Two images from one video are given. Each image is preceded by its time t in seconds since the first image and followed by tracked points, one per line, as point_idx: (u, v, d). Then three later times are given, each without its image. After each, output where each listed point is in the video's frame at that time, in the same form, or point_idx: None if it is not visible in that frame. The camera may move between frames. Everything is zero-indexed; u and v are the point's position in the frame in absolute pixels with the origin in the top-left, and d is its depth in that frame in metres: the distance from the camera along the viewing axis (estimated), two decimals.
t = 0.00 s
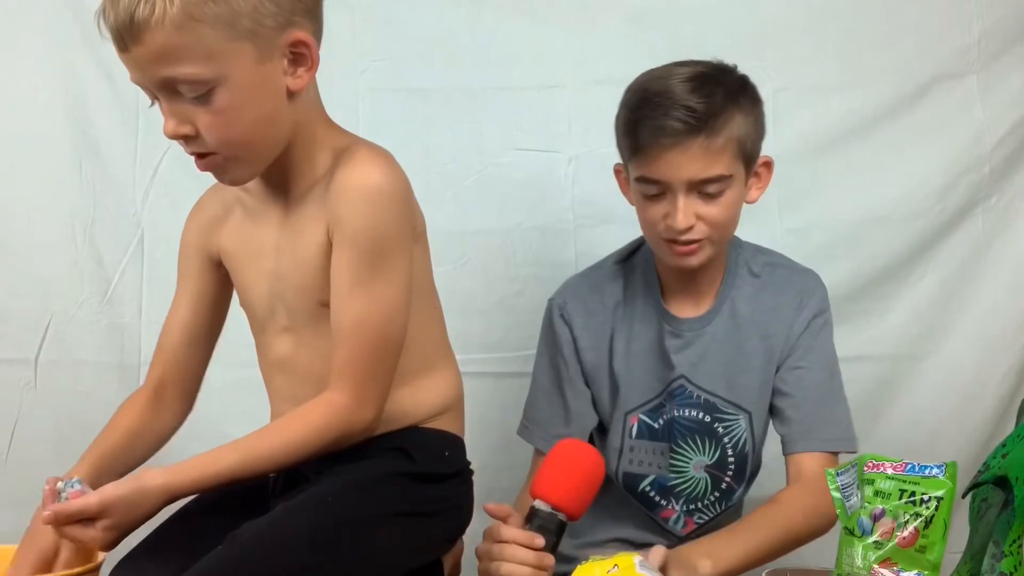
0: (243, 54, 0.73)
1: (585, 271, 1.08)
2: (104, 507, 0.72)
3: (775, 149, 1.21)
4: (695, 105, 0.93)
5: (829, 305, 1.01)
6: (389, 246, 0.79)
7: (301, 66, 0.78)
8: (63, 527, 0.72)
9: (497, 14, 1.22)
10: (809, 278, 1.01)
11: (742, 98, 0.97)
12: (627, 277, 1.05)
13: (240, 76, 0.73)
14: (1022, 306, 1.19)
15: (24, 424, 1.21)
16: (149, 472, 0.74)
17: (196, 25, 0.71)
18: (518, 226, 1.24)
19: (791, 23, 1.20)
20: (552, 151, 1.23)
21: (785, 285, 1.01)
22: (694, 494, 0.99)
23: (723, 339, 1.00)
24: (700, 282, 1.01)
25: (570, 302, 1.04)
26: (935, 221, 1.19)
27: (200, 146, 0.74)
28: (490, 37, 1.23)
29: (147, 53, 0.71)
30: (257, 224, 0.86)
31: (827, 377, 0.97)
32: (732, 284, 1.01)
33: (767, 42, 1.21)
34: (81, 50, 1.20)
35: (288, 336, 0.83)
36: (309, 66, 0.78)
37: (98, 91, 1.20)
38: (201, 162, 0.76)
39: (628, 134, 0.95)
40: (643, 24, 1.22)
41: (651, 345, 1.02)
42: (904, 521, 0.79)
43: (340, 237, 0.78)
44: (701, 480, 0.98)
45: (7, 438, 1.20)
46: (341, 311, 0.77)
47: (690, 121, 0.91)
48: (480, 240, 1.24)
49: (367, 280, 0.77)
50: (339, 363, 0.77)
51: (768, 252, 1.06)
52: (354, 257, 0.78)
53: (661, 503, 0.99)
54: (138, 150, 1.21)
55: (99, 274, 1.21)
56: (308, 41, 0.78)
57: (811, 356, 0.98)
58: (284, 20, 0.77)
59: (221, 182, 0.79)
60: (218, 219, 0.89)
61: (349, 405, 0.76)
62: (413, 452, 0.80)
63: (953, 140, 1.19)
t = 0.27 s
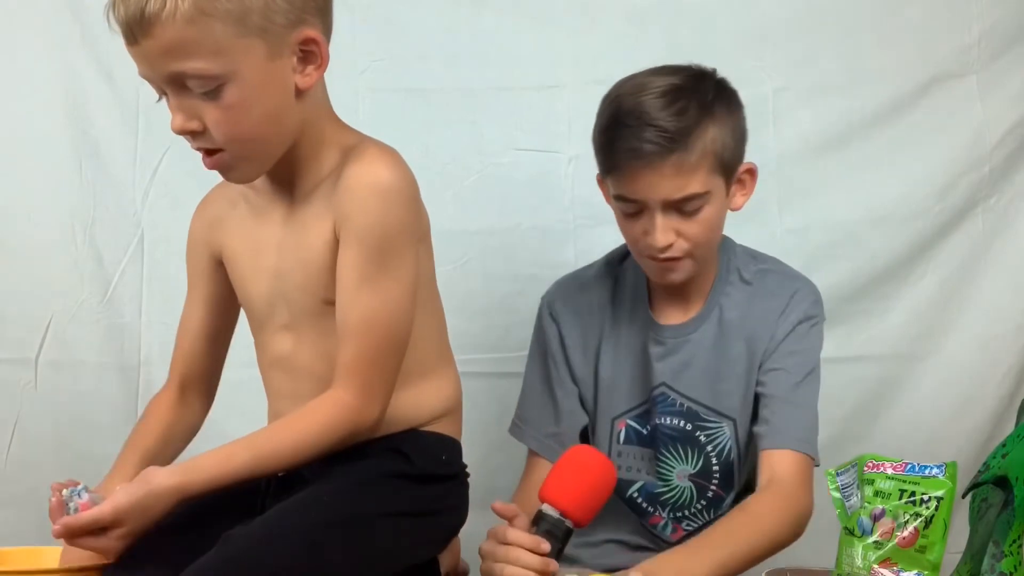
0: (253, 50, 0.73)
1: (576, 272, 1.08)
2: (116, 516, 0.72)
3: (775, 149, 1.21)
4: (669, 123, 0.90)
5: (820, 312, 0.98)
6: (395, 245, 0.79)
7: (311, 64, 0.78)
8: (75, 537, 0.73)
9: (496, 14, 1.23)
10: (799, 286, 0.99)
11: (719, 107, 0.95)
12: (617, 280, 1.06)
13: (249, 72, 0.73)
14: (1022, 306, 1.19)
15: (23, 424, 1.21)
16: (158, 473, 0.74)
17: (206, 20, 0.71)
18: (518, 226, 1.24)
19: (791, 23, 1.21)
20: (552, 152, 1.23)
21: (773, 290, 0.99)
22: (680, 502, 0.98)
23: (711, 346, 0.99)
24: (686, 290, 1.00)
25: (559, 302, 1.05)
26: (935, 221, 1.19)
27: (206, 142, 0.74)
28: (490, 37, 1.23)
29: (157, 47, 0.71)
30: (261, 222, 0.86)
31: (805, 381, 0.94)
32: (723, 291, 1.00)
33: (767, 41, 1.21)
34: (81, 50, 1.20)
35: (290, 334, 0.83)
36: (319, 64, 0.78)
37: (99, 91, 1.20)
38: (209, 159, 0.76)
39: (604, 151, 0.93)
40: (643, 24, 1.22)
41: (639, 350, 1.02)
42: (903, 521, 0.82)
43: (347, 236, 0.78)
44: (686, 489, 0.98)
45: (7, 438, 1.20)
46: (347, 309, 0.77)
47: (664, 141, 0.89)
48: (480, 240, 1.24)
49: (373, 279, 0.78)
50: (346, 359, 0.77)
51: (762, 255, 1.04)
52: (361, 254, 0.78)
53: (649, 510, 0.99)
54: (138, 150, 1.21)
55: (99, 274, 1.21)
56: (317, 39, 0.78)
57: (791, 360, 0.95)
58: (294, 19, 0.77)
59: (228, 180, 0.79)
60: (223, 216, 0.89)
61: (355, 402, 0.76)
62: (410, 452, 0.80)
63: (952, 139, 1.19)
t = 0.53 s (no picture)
0: (268, 48, 0.73)
1: (578, 271, 1.08)
2: (132, 520, 0.72)
3: (775, 149, 1.21)
4: (660, 137, 0.89)
5: (815, 316, 0.95)
6: (406, 248, 0.79)
7: (324, 66, 0.78)
8: (89, 541, 0.72)
9: (496, 14, 1.22)
10: (792, 289, 0.96)
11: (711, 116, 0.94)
12: (614, 280, 1.06)
13: (263, 71, 0.73)
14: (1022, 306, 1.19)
15: (24, 423, 1.21)
16: (170, 475, 0.74)
17: (221, 17, 0.71)
18: (518, 226, 1.24)
19: (791, 23, 1.21)
20: (552, 152, 1.23)
21: (765, 294, 0.97)
22: (670, 504, 0.98)
23: (702, 350, 0.97)
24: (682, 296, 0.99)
25: (557, 300, 1.05)
26: (935, 221, 1.20)
27: (216, 140, 0.74)
28: (490, 37, 1.23)
29: (171, 42, 0.71)
30: (272, 220, 0.86)
31: (787, 374, 0.91)
32: (717, 296, 0.98)
33: (768, 41, 1.21)
34: (81, 50, 1.20)
35: (297, 334, 0.83)
36: (333, 65, 0.79)
37: (99, 91, 1.20)
38: (219, 157, 0.75)
39: (596, 163, 0.92)
40: (643, 24, 1.22)
41: (634, 353, 1.01)
42: (903, 521, 0.83)
43: (359, 238, 0.78)
44: (674, 491, 0.97)
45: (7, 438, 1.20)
46: (358, 311, 0.77)
47: (656, 155, 0.88)
48: (480, 239, 1.24)
49: (385, 282, 0.78)
50: (357, 361, 0.77)
51: (759, 258, 1.02)
52: (374, 256, 0.78)
53: (641, 511, 0.99)
54: (138, 150, 1.21)
55: (98, 274, 1.21)
56: (333, 41, 0.78)
57: (776, 356, 0.93)
58: (310, 19, 0.77)
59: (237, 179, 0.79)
60: (232, 215, 0.89)
61: (367, 404, 0.76)
62: (411, 453, 0.80)
63: (952, 139, 1.19)
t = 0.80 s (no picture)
0: (271, 47, 0.73)
1: (580, 267, 1.08)
2: (138, 522, 0.72)
3: (775, 149, 1.21)
4: (669, 125, 0.90)
5: (821, 306, 0.97)
6: (410, 250, 0.79)
7: (327, 67, 0.78)
8: (97, 544, 0.73)
9: (496, 14, 1.23)
10: (797, 276, 0.98)
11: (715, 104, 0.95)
12: (614, 275, 1.05)
13: (265, 70, 0.73)
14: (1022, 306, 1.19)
15: (24, 423, 1.21)
16: (174, 477, 0.74)
17: (223, 16, 0.71)
18: (519, 226, 1.24)
19: (791, 23, 1.21)
20: (552, 152, 1.23)
21: (770, 282, 0.98)
22: (678, 498, 0.99)
23: (711, 340, 0.98)
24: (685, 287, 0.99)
25: (559, 297, 1.05)
26: (935, 221, 1.20)
27: (216, 139, 0.74)
28: (490, 37, 1.23)
29: (173, 39, 0.71)
30: (275, 221, 0.86)
31: (811, 379, 0.93)
32: (720, 285, 0.99)
33: (768, 41, 1.21)
34: (81, 50, 1.20)
35: (299, 335, 0.83)
36: (336, 67, 0.79)
37: (99, 91, 1.20)
38: (220, 157, 0.75)
39: (604, 155, 0.93)
40: (643, 24, 1.22)
41: (641, 347, 1.01)
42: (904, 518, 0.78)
43: (363, 240, 0.78)
44: (683, 484, 0.99)
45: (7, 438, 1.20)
46: (363, 313, 0.77)
47: (667, 143, 0.89)
48: (480, 239, 1.24)
49: (389, 283, 0.78)
50: (361, 363, 0.77)
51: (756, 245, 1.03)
52: (379, 260, 0.78)
53: (647, 505, 1.01)
54: (138, 150, 1.21)
55: (99, 274, 1.21)
56: (337, 42, 0.78)
57: (798, 358, 0.94)
58: (314, 21, 0.77)
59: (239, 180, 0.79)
60: (235, 216, 0.90)
61: (372, 408, 0.76)
62: (415, 455, 0.80)
63: (952, 139, 1.19)
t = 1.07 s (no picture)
0: (275, 47, 0.74)
1: (580, 269, 1.08)
2: (126, 506, 0.72)
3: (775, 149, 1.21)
4: (688, 126, 0.92)
5: (822, 309, 1.01)
6: (411, 251, 0.79)
7: (330, 66, 0.78)
8: (88, 533, 0.72)
9: (496, 14, 1.23)
10: (801, 281, 1.01)
11: (727, 109, 0.97)
12: (618, 276, 1.05)
13: (268, 68, 0.73)
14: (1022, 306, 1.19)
15: (24, 423, 1.21)
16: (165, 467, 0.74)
17: (227, 14, 0.71)
18: (519, 227, 1.24)
19: (791, 22, 1.21)
20: (552, 151, 1.23)
21: (773, 287, 1.01)
22: (689, 497, 0.99)
23: (719, 341, 1.00)
24: (691, 286, 1.01)
25: (561, 298, 1.05)
26: (936, 221, 1.20)
27: (218, 138, 0.74)
28: (490, 38, 1.23)
29: (177, 38, 0.71)
30: (276, 221, 0.86)
31: (828, 383, 0.99)
32: (723, 286, 1.01)
33: (768, 41, 1.21)
34: (81, 50, 1.20)
35: (300, 335, 0.83)
36: (339, 66, 0.79)
37: (99, 91, 1.20)
38: (222, 155, 0.75)
39: (620, 155, 0.94)
40: (643, 24, 1.22)
41: (647, 348, 1.02)
42: (904, 521, 0.74)
43: (363, 240, 0.79)
44: (695, 483, 0.99)
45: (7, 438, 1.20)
46: (363, 315, 0.77)
47: (684, 144, 0.91)
48: (480, 240, 1.24)
49: (389, 285, 0.78)
50: (361, 365, 0.77)
51: (754, 250, 1.05)
52: (379, 261, 0.78)
53: (656, 505, 0.99)
54: (138, 150, 1.21)
55: (99, 274, 1.21)
56: (338, 40, 0.78)
57: (814, 364, 0.99)
58: (317, 19, 0.77)
59: (238, 179, 0.79)
60: (236, 215, 0.90)
61: (373, 407, 0.76)
62: (415, 455, 0.80)
63: (952, 139, 1.19)
